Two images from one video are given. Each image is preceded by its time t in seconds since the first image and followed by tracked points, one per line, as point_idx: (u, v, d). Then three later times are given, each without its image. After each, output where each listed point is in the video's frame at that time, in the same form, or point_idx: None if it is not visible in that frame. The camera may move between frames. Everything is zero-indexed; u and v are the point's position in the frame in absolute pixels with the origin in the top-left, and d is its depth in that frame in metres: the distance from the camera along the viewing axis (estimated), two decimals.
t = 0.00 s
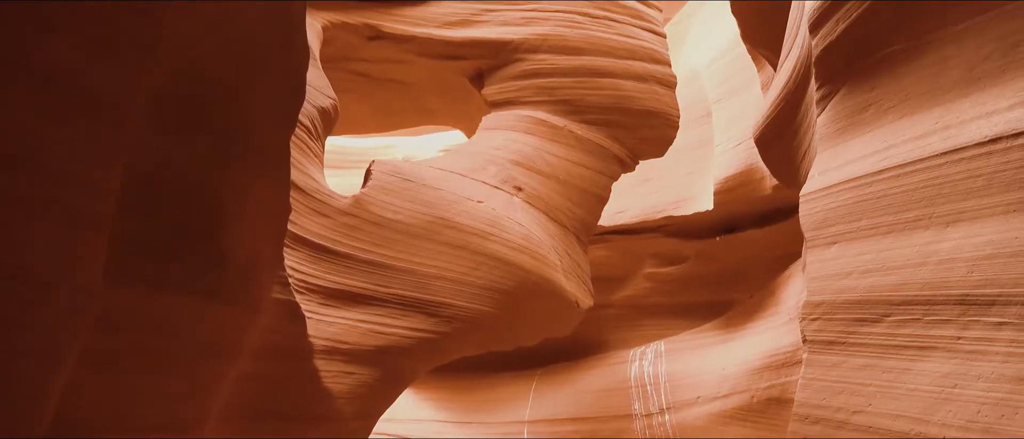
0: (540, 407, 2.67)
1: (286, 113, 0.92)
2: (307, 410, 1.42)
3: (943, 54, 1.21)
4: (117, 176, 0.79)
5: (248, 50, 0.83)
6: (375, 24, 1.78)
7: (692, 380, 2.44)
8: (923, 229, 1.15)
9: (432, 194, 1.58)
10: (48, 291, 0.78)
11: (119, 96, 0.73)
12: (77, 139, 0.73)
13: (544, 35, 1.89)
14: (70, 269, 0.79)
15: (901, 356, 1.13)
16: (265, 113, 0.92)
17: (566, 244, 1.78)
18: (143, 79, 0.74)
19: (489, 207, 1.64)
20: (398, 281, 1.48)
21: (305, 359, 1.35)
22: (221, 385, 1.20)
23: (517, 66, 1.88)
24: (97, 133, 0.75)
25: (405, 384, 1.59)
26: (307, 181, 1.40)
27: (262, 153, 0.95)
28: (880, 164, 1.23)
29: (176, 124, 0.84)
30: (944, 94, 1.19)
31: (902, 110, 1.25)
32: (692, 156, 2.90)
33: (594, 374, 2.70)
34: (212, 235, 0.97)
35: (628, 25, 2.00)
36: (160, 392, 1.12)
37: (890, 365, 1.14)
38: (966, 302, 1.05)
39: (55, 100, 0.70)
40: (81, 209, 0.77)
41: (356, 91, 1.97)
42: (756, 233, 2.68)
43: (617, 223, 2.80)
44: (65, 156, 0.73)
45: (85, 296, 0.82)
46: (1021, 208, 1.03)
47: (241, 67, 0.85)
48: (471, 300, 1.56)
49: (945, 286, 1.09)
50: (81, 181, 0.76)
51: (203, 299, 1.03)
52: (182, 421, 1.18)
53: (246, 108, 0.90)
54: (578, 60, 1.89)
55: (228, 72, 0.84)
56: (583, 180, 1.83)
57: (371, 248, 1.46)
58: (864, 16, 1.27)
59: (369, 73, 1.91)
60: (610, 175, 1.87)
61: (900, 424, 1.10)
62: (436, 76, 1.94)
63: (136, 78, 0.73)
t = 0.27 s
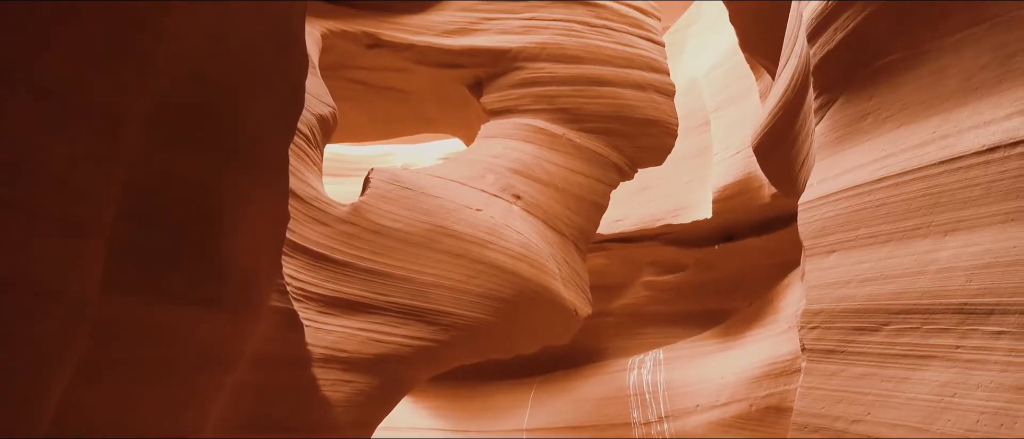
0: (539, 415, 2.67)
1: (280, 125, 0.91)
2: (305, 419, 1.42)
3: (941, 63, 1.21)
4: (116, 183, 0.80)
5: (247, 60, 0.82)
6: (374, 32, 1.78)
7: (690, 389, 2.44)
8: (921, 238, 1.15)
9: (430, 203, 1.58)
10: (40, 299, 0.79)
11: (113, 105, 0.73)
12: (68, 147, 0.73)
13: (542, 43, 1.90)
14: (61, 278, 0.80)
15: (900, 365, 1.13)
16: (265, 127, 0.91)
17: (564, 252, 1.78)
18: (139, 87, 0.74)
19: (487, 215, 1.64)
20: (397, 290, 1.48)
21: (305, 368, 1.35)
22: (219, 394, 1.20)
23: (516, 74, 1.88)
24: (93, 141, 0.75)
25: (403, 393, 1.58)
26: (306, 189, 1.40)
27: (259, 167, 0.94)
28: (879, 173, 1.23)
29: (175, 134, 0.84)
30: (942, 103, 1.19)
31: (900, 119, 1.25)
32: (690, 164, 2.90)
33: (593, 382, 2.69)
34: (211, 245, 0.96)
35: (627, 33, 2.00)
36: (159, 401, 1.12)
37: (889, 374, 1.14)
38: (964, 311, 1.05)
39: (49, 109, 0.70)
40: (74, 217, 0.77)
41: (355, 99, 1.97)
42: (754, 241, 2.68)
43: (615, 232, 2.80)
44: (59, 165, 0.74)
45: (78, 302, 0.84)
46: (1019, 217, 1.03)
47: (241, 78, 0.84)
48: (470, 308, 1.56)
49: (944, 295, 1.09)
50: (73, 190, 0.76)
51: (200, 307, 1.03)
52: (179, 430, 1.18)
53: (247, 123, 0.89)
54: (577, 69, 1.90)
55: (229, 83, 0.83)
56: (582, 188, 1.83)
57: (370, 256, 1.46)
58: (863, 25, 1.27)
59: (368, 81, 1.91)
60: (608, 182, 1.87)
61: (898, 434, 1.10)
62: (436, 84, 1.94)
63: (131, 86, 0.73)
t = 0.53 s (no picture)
0: (537, 425, 2.66)
1: (280, 132, 0.91)
2: (302, 428, 1.41)
3: (938, 73, 1.21)
4: (111, 188, 0.80)
5: (247, 70, 0.82)
6: (373, 41, 1.78)
7: (689, 397, 2.44)
8: (919, 247, 1.15)
9: (429, 211, 1.58)
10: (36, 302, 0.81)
11: (110, 111, 0.74)
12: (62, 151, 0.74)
13: (541, 52, 1.90)
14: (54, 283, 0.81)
15: (898, 374, 1.12)
16: (265, 128, 0.90)
17: (562, 260, 1.79)
18: (138, 93, 0.74)
19: (485, 224, 1.63)
20: (394, 298, 1.48)
21: (302, 375, 1.35)
22: (215, 402, 1.20)
23: (515, 83, 1.88)
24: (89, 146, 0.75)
25: (399, 403, 1.57)
26: (305, 197, 1.41)
27: (257, 175, 0.93)
28: (877, 182, 1.23)
29: (174, 143, 0.83)
30: (939, 113, 1.20)
31: (898, 129, 1.25)
32: (689, 172, 2.91)
33: (591, 391, 2.69)
34: (208, 255, 0.96)
35: (625, 42, 2.01)
36: (156, 409, 1.12)
37: (888, 383, 1.13)
38: (963, 321, 1.06)
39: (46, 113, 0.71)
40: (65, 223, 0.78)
41: (353, 107, 1.98)
42: (753, 250, 2.69)
43: (614, 240, 2.81)
44: (52, 169, 0.75)
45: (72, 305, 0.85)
46: (1017, 225, 1.04)
47: (241, 88, 0.84)
48: (467, 317, 1.55)
49: (942, 304, 1.09)
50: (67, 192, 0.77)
51: (196, 316, 1.03)
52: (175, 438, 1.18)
53: (247, 135, 0.89)
54: (575, 78, 1.90)
55: (229, 93, 0.83)
56: (579, 197, 1.83)
57: (368, 264, 1.46)
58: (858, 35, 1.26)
59: (367, 89, 1.92)
60: (606, 191, 1.88)
61: None
62: (434, 93, 1.94)
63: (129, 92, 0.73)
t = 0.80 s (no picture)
0: (536, 433, 2.66)
1: (279, 140, 0.90)
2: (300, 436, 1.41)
3: (936, 83, 1.21)
4: (112, 197, 0.80)
5: (247, 79, 0.82)
6: (372, 50, 1.79)
7: (688, 407, 2.44)
8: (918, 257, 1.16)
9: (427, 220, 1.58)
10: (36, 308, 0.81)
11: (110, 120, 0.74)
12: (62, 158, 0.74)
13: (540, 61, 1.90)
14: (53, 290, 0.81)
15: (898, 384, 1.14)
16: (262, 139, 0.89)
17: (560, 269, 1.79)
18: (139, 101, 0.74)
19: (484, 232, 1.64)
20: (392, 307, 1.47)
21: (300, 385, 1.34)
22: (214, 412, 1.19)
23: (514, 92, 1.88)
24: (89, 154, 0.75)
25: (394, 412, 1.56)
26: (304, 206, 1.41)
27: (257, 183, 0.93)
28: (875, 191, 1.23)
29: (174, 154, 0.83)
30: (938, 123, 1.20)
31: (896, 139, 1.26)
32: (687, 181, 2.91)
33: (590, 400, 2.68)
34: (207, 263, 0.96)
35: (623, 52, 2.01)
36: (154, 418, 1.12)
37: (887, 394, 1.15)
38: (962, 330, 1.06)
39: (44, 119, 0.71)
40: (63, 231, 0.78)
41: (352, 116, 1.98)
42: (751, 259, 2.69)
43: (613, 249, 2.80)
44: (51, 174, 0.75)
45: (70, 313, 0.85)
46: (1015, 235, 1.04)
47: (239, 98, 0.84)
48: (464, 326, 1.55)
49: (940, 314, 1.10)
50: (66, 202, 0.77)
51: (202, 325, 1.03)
52: None
53: (245, 146, 0.88)
54: (574, 87, 1.90)
55: (228, 103, 0.83)
56: (578, 205, 1.83)
57: (365, 273, 1.46)
58: (856, 45, 1.26)
59: (366, 98, 1.92)
60: (605, 200, 1.88)
61: None
62: (433, 101, 1.95)
63: (129, 100, 0.74)
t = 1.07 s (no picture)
0: None
1: (278, 147, 0.92)
2: None
3: (934, 94, 1.21)
4: (111, 207, 0.80)
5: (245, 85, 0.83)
6: (371, 60, 1.79)
7: (686, 416, 2.43)
8: (916, 267, 1.16)
9: (425, 229, 1.58)
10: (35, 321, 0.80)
11: (108, 130, 0.74)
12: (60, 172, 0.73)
13: (538, 71, 1.91)
14: (50, 302, 0.81)
15: (897, 395, 1.14)
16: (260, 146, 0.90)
17: (559, 278, 1.79)
18: (135, 111, 0.74)
19: (482, 241, 1.64)
20: (390, 316, 1.47)
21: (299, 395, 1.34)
22: (210, 421, 1.19)
23: (512, 102, 1.89)
24: (89, 166, 0.75)
25: (394, 422, 1.55)
26: (301, 215, 1.41)
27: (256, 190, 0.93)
28: (874, 201, 1.23)
29: (170, 163, 0.83)
30: (934, 133, 1.20)
31: (894, 149, 1.25)
32: (686, 190, 2.91)
33: (589, 409, 2.67)
34: (203, 271, 0.96)
35: (622, 61, 2.01)
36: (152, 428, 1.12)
37: (886, 404, 1.15)
38: (960, 340, 1.06)
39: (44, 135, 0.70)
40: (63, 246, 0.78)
41: (350, 125, 1.98)
42: (750, 268, 2.68)
43: (612, 258, 2.80)
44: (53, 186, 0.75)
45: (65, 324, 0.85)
46: (1012, 245, 1.03)
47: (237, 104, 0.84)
48: (463, 335, 1.54)
49: (939, 325, 1.10)
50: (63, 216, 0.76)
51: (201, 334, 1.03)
52: None
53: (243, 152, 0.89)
54: (572, 96, 1.90)
55: (226, 108, 0.83)
56: (576, 215, 1.83)
57: (363, 282, 1.46)
58: (857, 55, 1.27)
59: (365, 107, 1.92)
60: (603, 209, 1.88)
61: None
62: (432, 110, 1.95)
63: (126, 110, 0.73)
